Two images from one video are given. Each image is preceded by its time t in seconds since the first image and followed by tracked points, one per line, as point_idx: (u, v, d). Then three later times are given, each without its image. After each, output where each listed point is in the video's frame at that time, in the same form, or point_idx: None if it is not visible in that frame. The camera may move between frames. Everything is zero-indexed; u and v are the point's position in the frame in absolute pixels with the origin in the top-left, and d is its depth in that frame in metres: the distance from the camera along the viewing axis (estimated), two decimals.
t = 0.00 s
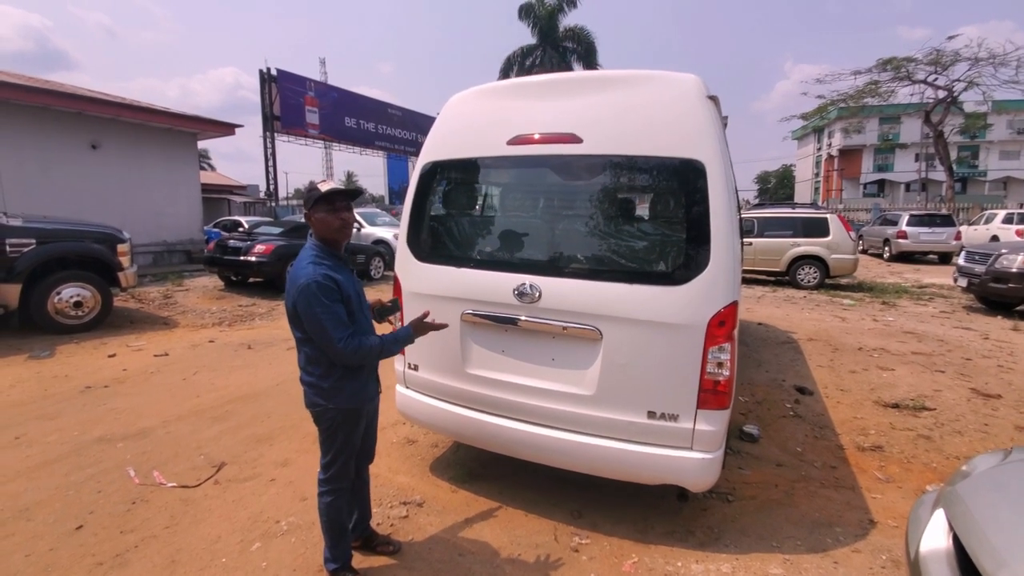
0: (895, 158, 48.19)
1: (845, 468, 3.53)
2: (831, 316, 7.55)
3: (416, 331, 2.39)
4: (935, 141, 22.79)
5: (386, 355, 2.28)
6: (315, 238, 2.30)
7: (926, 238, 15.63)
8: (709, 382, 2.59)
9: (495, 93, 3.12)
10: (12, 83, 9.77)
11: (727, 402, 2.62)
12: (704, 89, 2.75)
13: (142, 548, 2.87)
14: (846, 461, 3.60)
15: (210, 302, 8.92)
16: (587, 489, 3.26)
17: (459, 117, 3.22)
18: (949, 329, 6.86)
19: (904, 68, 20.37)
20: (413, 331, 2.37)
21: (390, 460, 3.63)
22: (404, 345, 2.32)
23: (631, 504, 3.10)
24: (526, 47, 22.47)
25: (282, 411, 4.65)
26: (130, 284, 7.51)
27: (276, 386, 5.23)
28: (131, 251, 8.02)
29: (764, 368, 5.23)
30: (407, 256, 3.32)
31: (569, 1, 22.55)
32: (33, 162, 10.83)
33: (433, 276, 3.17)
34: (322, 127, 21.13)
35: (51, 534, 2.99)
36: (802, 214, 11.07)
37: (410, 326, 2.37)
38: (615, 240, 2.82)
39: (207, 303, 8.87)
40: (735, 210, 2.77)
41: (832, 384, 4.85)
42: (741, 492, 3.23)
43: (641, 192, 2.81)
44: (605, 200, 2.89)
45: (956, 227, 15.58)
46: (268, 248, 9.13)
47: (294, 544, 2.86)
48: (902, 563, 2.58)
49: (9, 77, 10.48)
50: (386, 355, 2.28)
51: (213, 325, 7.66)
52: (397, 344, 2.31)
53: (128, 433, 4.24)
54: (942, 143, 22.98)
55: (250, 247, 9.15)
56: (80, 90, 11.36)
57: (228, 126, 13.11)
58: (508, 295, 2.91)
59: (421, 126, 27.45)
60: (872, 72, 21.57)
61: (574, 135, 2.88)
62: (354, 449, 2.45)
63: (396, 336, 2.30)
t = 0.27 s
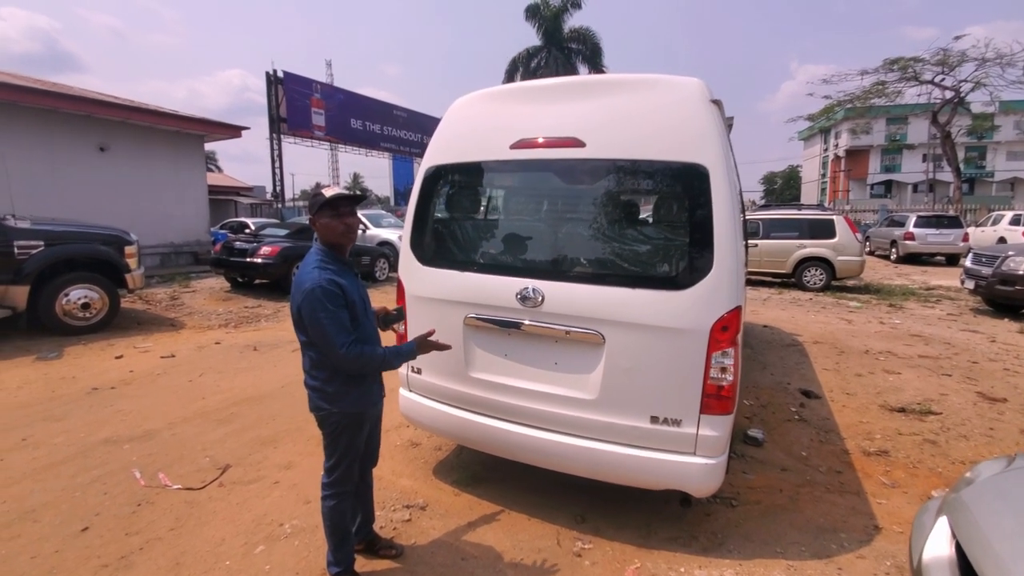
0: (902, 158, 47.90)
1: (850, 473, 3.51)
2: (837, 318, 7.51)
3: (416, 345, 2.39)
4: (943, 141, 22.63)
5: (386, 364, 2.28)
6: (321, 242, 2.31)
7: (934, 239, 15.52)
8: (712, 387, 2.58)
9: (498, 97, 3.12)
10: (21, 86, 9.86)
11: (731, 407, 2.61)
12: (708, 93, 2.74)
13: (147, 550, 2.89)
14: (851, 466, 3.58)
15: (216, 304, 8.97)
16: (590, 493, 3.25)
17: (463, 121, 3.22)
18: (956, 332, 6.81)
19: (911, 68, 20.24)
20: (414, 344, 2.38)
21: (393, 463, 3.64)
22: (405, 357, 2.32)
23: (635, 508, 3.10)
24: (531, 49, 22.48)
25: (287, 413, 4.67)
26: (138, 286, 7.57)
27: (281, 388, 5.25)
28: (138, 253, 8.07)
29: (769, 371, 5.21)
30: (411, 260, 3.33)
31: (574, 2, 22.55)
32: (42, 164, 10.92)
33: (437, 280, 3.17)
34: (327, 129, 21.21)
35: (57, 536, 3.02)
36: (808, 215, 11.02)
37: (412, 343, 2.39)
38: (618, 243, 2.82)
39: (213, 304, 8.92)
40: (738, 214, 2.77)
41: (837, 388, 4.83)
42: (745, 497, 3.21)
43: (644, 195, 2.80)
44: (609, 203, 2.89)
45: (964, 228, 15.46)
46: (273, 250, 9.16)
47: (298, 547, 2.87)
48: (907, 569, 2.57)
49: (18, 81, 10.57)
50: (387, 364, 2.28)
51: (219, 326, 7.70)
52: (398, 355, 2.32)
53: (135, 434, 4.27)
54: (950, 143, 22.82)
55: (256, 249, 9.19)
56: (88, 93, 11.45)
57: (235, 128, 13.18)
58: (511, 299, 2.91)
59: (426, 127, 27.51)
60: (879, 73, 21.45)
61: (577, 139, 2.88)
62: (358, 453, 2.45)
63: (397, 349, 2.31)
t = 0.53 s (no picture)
0: (911, 159, 47.57)
1: (855, 478, 3.48)
2: (843, 321, 7.46)
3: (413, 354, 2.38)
4: (951, 142, 22.46)
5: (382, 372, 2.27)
6: (324, 245, 2.32)
7: (942, 241, 15.40)
8: (715, 391, 2.57)
9: (501, 100, 3.12)
10: (31, 90, 9.95)
11: (733, 412, 2.60)
12: (710, 96, 2.73)
13: (151, 551, 2.91)
14: (857, 471, 3.55)
15: (222, 305, 9.02)
16: (592, 498, 3.25)
17: (465, 125, 3.22)
18: (964, 335, 6.75)
19: (920, 69, 20.10)
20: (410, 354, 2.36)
21: (396, 465, 3.64)
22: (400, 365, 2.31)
23: (637, 513, 3.09)
24: (537, 50, 22.49)
25: (291, 415, 4.68)
26: (145, 287, 7.62)
27: (286, 390, 5.27)
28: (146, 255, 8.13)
29: (774, 374, 5.18)
30: (413, 263, 3.33)
31: (580, 4, 22.54)
32: (51, 167, 11.02)
33: (439, 283, 3.18)
34: (334, 131, 21.31)
35: (63, 536, 3.04)
36: (815, 217, 10.96)
37: (409, 351, 2.37)
38: (620, 247, 2.81)
39: (219, 306, 8.97)
40: (741, 218, 2.75)
41: (843, 391, 4.79)
42: (749, 502, 3.19)
43: (647, 199, 2.80)
44: (611, 207, 2.88)
45: (973, 230, 15.34)
46: (279, 252, 9.20)
47: (300, 549, 2.88)
48: None
49: (28, 84, 10.67)
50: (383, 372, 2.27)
51: (225, 328, 7.74)
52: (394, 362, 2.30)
53: (140, 435, 4.30)
54: (959, 144, 22.63)
55: (263, 251, 9.23)
56: (97, 96, 11.55)
57: (242, 130, 13.25)
58: (513, 303, 2.91)
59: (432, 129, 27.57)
60: (886, 73, 21.32)
61: (579, 143, 2.88)
62: (360, 457, 2.45)
63: (392, 357, 2.31)
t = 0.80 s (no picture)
0: (916, 161, 47.35)
1: (856, 484, 3.45)
2: (846, 325, 7.42)
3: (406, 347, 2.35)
4: (957, 145, 22.32)
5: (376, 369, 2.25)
6: (318, 248, 2.31)
7: (947, 244, 15.31)
8: (712, 397, 2.55)
9: (498, 104, 3.11)
10: (37, 91, 10.00)
11: (731, 418, 2.58)
12: (709, 100, 2.71)
13: (148, 553, 2.91)
14: (857, 477, 3.52)
15: (224, 306, 9.04)
16: (590, 502, 3.23)
17: (463, 128, 3.21)
18: (968, 339, 6.70)
19: (925, 71, 20.00)
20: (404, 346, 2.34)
21: (394, 468, 3.63)
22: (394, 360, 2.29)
23: (635, 518, 3.07)
24: (540, 52, 22.49)
25: (290, 417, 4.68)
26: (147, 288, 7.64)
27: (285, 392, 5.27)
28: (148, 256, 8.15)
29: (775, 378, 5.15)
30: (411, 266, 3.32)
31: (584, 6, 22.56)
32: (56, 168, 11.07)
33: (437, 287, 3.17)
34: (338, 132, 21.36)
35: (60, 538, 3.04)
36: (818, 220, 10.91)
37: (403, 343, 2.36)
38: (618, 251, 2.80)
39: (221, 307, 8.99)
40: (740, 222, 2.73)
41: (845, 396, 4.76)
42: (748, 508, 3.17)
43: (645, 203, 2.78)
44: (609, 210, 2.87)
45: (978, 233, 15.23)
46: (281, 253, 9.22)
47: (296, 553, 2.87)
48: None
49: (33, 85, 10.73)
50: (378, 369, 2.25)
51: (227, 329, 7.76)
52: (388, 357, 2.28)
53: (140, 437, 4.30)
54: (965, 146, 22.50)
55: (265, 252, 9.25)
56: (102, 98, 11.60)
57: (245, 132, 13.29)
58: (510, 307, 2.90)
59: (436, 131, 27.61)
60: (891, 75, 21.22)
61: (577, 147, 2.87)
62: (355, 461, 2.44)
63: (387, 351, 2.29)
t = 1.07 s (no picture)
0: (919, 163, 47.20)
1: (854, 489, 3.42)
2: (846, 328, 7.38)
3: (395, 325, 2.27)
4: (960, 146, 22.23)
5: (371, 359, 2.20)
6: (310, 252, 2.31)
7: (950, 246, 15.24)
8: (707, 402, 2.53)
9: (494, 107, 3.09)
10: (39, 93, 10.03)
11: (726, 423, 2.56)
12: (705, 103, 2.69)
13: (141, 557, 2.90)
14: (856, 482, 3.49)
15: (224, 308, 9.04)
16: (585, 508, 3.22)
17: (459, 131, 3.20)
18: (970, 343, 6.66)
19: (928, 72, 19.92)
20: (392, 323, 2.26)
21: (389, 472, 3.62)
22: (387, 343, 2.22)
23: (630, 524, 3.05)
24: (542, 54, 22.49)
25: (287, 419, 4.67)
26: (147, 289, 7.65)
27: (283, 394, 5.26)
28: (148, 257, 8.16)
29: (774, 382, 5.12)
30: (407, 269, 3.32)
31: (586, 8, 22.57)
32: (58, 169, 11.10)
33: (432, 290, 3.16)
34: (340, 134, 21.40)
35: (54, 540, 3.03)
36: (819, 222, 10.87)
37: (390, 319, 2.26)
38: (614, 255, 2.78)
39: (222, 308, 8.99)
40: (736, 226, 2.71)
41: (844, 400, 4.73)
42: (745, 513, 3.15)
43: (642, 207, 2.76)
44: (606, 214, 2.85)
45: (981, 235, 15.16)
46: (281, 254, 9.23)
47: (289, 557, 2.85)
48: None
49: (36, 87, 10.76)
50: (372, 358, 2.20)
51: (226, 330, 7.76)
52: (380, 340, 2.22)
53: (136, 439, 4.30)
54: (968, 148, 22.40)
55: (265, 254, 9.26)
56: (104, 99, 11.63)
57: (247, 133, 13.32)
58: (505, 311, 2.88)
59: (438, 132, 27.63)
60: (894, 77, 21.15)
61: (573, 150, 2.86)
62: (347, 465, 2.42)
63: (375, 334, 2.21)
